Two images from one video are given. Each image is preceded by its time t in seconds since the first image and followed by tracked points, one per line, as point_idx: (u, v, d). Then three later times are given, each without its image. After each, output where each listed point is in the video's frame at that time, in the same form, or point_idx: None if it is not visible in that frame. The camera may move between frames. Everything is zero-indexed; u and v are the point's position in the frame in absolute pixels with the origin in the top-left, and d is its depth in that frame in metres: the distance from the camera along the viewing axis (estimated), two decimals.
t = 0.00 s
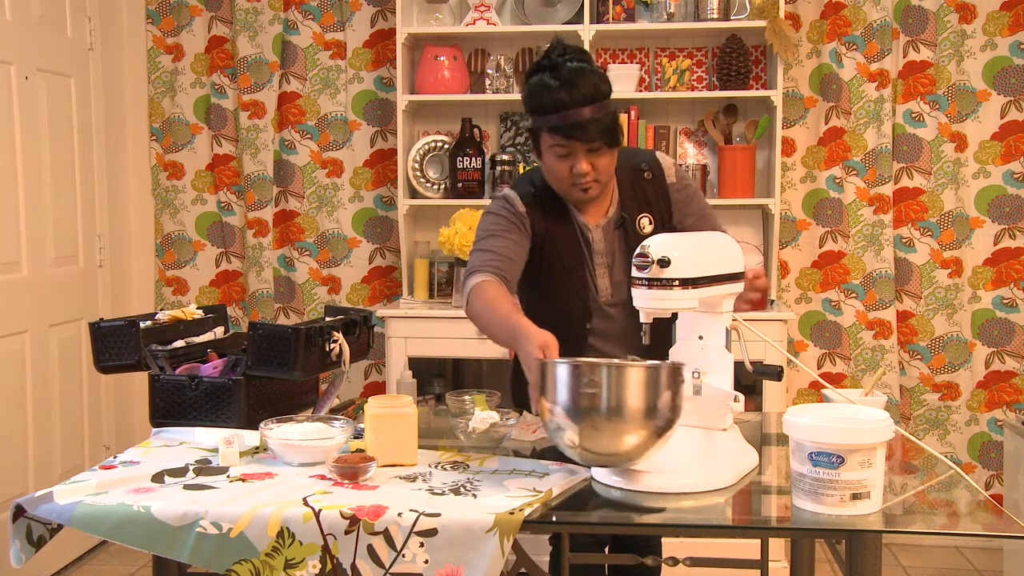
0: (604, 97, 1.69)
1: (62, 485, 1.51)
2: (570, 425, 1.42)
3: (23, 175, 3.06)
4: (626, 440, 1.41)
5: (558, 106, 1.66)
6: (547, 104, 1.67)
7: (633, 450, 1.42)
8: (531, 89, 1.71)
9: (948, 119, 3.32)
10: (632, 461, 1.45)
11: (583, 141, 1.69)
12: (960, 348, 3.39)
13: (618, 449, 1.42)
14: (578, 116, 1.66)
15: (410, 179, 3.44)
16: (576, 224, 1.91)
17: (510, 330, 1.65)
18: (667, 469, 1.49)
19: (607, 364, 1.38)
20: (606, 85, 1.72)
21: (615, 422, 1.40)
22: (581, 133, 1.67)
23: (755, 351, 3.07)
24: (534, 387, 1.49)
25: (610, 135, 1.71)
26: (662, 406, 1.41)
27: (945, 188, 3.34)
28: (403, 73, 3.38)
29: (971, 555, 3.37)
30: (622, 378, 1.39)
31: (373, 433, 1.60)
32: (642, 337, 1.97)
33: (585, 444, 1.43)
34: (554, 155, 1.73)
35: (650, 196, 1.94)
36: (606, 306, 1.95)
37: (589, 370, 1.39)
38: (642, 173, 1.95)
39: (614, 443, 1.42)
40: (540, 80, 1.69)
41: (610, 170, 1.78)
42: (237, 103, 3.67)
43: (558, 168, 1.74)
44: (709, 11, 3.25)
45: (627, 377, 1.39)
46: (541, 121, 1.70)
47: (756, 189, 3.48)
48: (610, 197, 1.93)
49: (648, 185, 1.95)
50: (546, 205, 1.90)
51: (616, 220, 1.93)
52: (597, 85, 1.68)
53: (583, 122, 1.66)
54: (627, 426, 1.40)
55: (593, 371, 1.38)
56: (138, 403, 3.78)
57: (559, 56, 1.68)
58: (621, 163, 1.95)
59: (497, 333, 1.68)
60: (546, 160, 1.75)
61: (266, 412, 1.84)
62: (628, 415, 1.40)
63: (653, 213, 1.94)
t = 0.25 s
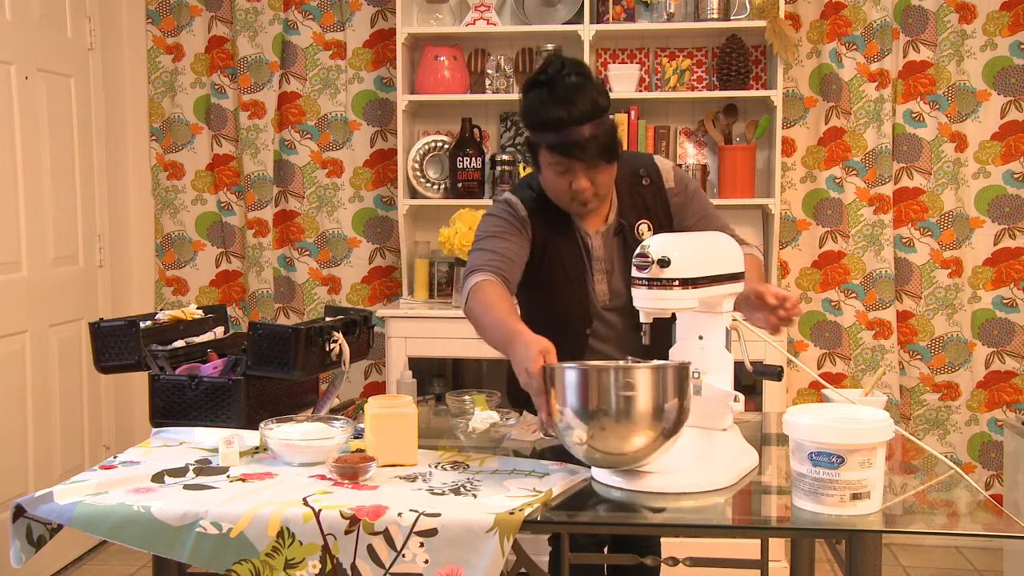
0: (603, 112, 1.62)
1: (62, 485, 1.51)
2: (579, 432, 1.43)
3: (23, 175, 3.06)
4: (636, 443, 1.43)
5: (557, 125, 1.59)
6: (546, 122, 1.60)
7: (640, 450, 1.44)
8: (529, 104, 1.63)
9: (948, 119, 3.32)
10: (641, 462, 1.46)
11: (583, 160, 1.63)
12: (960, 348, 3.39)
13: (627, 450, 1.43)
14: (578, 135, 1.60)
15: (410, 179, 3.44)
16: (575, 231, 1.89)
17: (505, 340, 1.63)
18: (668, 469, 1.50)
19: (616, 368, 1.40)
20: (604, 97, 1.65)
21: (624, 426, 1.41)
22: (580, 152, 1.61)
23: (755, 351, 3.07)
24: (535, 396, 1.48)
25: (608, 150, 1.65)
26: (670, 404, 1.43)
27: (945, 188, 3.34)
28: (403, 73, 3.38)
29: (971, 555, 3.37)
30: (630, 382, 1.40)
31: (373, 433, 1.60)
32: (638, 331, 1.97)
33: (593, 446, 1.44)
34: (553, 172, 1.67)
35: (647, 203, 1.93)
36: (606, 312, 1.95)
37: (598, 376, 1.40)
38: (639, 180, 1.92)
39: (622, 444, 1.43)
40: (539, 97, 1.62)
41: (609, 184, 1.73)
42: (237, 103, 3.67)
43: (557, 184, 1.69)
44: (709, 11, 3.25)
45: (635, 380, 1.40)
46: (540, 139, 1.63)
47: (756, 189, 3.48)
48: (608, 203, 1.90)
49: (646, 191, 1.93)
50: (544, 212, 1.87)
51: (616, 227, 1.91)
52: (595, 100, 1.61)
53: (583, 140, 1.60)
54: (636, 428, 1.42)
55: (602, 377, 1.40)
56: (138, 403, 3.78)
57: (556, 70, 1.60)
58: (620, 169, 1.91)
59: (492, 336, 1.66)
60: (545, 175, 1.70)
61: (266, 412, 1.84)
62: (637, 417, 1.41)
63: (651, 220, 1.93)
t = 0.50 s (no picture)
0: (609, 149, 1.58)
1: (62, 485, 1.51)
2: (593, 433, 1.45)
3: (23, 175, 3.06)
4: (653, 442, 1.45)
5: (563, 167, 1.56)
6: (551, 162, 1.56)
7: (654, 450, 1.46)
8: (532, 141, 1.58)
9: (948, 119, 3.32)
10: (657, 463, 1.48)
11: (589, 199, 1.61)
12: (960, 348, 3.39)
13: (642, 451, 1.45)
14: (584, 176, 1.57)
15: (410, 179, 3.44)
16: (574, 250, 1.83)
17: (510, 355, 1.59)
18: (668, 469, 1.50)
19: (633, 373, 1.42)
20: (608, 129, 1.60)
21: (640, 428, 1.43)
22: (585, 192, 1.59)
23: (755, 351, 3.07)
24: (558, 407, 1.46)
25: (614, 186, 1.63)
26: (685, 403, 1.46)
27: (945, 188, 3.34)
28: (403, 73, 3.38)
29: (971, 555, 3.37)
30: (645, 384, 1.42)
31: (373, 433, 1.60)
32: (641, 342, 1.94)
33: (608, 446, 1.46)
34: (558, 207, 1.65)
35: (645, 220, 1.87)
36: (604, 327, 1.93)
37: (613, 381, 1.42)
38: (638, 197, 1.85)
39: (637, 444, 1.44)
40: (541, 135, 1.56)
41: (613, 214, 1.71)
42: (237, 103, 3.67)
43: (562, 218, 1.68)
44: (709, 11, 3.25)
45: (650, 382, 1.42)
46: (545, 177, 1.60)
47: (756, 189, 3.48)
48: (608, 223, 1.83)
49: (644, 208, 1.86)
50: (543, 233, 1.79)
51: (614, 244, 1.85)
52: (601, 137, 1.57)
53: (588, 182, 1.57)
54: (652, 429, 1.44)
55: (617, 383, 1.41)
56: (138, 403, 3.78)
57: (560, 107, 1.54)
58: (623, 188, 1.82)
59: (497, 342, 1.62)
60: (550, 209, 1.67)
61: (266, 413, 1.84)
62: (653, 418, 1.44)
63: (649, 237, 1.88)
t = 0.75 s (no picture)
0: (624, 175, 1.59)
1: (62, 485, 1.51)
2: (604, 429, 1.46)
3: (23, 175, 3.06)
4: (662, 442, 1.45)
5: (578, 193, 1.57)
6: (566, 188, 1.57)
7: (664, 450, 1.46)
8: (547, 166, 1.59)
9: (948, 119, 3.32)
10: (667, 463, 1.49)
11: (603, 226, 1.62)
12: (960, 348, 3.39)
13: (652, 450, 1.46)
14: (599, 203, 1.58)
15: (410, 179, 3.44)
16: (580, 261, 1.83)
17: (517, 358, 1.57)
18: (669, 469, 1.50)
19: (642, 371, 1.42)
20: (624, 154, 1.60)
21: (649, 427, 1.44)
22: (600, 218, 1.60)
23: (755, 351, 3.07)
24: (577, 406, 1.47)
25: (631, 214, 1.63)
26: (696, 404, 1.46)
27: (945, 188, 3.34)
28: (403, 73, 3.38)
29: (971, 555, 3.37)
30: (656, 384, 1.43)
31: (373, 433, 1.60)
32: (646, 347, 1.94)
33: (618, 445, 1.47)
34: (571, 231, 1.66)
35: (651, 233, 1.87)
36: (613, 338, 1.92)
37: (623, 380, 1.43)
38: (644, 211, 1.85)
39: (647, 443, 1.45)
40: (557, 161, 1.57)
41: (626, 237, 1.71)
42: (237, 103, 3.67)
43: (574, 241, 1.69)
44: (709, 11, 3.25)
45: (660, 382, 1.43)
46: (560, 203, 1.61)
47: (756, 189, 3.48)
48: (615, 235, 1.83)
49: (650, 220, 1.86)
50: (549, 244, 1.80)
51: (620, 257, 1.85)
52: (616, 164, 1.57)
53: (604, 209, 1.59)
54: (662, 428, 1.44)
55: (626, 381, 1.43)
56: (138, 403, 3.78)
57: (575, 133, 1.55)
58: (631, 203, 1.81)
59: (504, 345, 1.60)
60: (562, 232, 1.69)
61: (266, 412, 1.84)
62: (662, 417, 1.44)
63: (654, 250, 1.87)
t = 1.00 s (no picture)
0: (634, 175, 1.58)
1: (62, 485, 1.51)
2: (615, 415, 1.45)
3: (23, 175, 3.06)
4: (669, 429, 1.46)
5: (588, 192, 1.58)
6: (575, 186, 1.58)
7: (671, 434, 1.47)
8: (558, 164, 1.60)
9: (948, 119, 3.32)
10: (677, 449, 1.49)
11: (611, 226, 1.62)
12: (960, 348, 3.39)
13: (660, 435, 1.46)
14: (608, 203, 1.59)
15: (410, 179, 3.44)
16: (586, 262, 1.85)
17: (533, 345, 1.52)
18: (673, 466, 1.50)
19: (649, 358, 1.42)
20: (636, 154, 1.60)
21: (658, 414, 1.44)
22: (609, 218, 1.61)
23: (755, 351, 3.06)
24: (592, 396, 1.45)
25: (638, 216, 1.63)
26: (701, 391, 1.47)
27: (945, 188, 3.34)
28: (403, 73, 3.38)
29: (971, 555, 3.37)
30: (664, 370, 1.43)
31: (373, 433, 1.60)
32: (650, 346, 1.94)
33: (628, 431, 1.46)
34: (578, 230, 1.67)
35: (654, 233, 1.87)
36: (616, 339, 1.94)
37: (633, 366, 1.42)
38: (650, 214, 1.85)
39: (656, 429, 1.46)
40: (568, 160, 1.58)
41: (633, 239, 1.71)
42: (237, 103, 3.67)
43: (582, 240, 1.69)
44: (709, 11, 3.25)
45: (669, 368, 1.43)
46: (569, 202, 1.62)
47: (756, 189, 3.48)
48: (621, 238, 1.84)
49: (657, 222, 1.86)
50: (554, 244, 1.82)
51: (625, 259, 1.86)
52: (626, 163, 1.57)
53: (612, 209, 1.59)
54: (669, 415, 1.45)
55: (635, 367, 1.42)
56: (138, 403, 3.78)
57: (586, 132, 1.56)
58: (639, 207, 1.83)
59: (517, 333, 1.57)
60: (570, 230, 1.69)
61: (266, 412, 1.84)
62: (671, 404, 1.44)
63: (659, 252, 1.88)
